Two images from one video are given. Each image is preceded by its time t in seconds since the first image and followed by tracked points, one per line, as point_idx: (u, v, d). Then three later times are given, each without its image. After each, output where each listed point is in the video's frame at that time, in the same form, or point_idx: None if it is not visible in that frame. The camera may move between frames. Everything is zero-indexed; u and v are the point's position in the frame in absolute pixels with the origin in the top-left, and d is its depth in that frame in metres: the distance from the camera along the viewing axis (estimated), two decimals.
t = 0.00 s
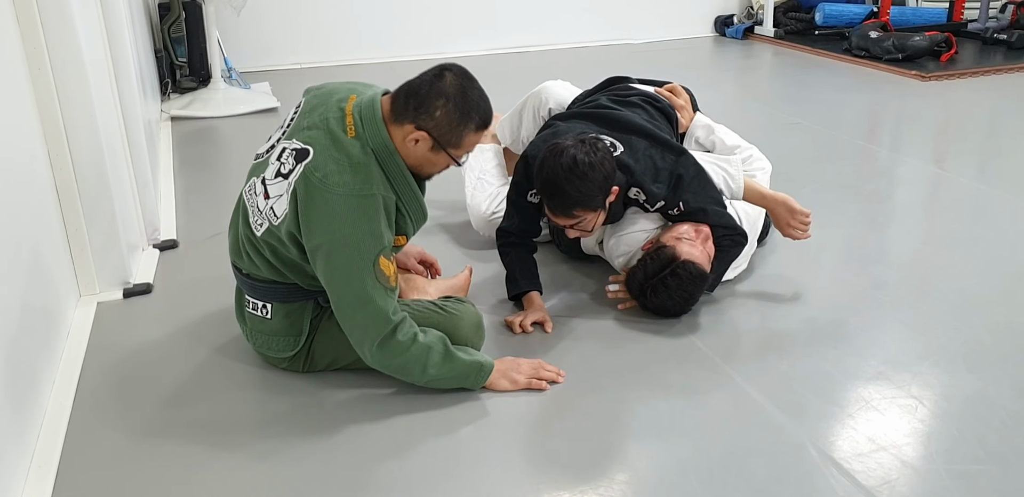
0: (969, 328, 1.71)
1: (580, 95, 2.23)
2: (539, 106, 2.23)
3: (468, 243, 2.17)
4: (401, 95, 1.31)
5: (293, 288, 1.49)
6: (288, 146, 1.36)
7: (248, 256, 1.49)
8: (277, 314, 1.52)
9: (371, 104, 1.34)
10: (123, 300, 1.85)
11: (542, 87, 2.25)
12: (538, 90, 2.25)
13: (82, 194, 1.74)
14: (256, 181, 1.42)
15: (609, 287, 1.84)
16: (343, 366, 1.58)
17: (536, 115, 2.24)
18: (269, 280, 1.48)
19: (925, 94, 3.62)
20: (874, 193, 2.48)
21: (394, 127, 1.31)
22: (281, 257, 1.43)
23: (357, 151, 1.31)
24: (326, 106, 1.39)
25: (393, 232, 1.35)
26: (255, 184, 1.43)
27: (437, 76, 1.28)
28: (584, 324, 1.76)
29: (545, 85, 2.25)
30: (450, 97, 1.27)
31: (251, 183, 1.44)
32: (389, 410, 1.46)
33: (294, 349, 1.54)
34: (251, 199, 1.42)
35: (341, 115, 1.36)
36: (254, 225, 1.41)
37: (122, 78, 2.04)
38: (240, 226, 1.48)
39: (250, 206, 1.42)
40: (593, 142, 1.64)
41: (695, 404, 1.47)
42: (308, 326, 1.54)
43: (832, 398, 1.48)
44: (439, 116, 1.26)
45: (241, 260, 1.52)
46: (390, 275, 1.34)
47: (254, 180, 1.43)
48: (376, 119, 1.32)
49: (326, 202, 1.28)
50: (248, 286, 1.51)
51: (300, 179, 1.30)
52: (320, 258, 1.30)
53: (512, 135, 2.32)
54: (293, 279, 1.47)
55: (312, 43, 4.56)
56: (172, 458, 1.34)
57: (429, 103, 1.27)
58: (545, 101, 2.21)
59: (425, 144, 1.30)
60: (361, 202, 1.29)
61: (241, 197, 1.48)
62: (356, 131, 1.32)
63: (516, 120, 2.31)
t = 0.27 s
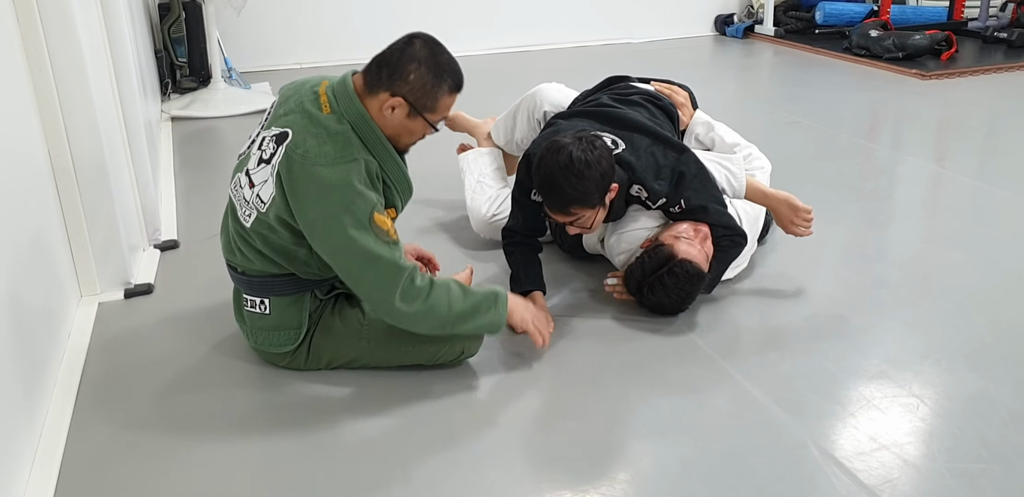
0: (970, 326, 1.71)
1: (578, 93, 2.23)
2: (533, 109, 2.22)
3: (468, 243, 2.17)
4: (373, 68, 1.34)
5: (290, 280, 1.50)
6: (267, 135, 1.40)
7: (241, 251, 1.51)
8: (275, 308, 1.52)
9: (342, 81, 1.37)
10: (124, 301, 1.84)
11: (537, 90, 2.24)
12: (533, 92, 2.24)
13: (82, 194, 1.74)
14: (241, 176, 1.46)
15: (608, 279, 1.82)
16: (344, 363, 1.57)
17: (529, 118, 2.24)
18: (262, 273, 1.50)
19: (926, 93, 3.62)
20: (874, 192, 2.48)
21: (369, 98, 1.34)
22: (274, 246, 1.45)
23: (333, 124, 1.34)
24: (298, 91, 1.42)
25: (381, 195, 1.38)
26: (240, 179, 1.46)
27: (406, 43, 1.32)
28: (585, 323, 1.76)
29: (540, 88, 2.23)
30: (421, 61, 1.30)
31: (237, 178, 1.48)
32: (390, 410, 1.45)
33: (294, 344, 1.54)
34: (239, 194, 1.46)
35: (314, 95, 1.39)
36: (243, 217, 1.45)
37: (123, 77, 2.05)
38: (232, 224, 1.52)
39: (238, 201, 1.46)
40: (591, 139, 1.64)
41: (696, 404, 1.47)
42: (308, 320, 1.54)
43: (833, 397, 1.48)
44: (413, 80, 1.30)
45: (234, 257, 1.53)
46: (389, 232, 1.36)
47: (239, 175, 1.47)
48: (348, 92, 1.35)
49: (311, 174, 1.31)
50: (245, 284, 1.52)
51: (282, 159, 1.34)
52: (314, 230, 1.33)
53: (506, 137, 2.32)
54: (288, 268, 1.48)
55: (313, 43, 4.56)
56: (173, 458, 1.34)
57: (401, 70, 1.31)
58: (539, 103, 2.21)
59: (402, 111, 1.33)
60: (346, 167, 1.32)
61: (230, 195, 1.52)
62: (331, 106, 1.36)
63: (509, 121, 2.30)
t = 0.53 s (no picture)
0: (972, 326, 1.71)
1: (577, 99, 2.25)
2: (540, 92, 2.31)
3: (470, 243, 2.17)
4: (357, 49, 1.45)
5: (292, 275, 1.51)
6: (261, 132, 1.46)
7: (242, 252, 1.51)
8: (280, 306, 1.53)
9: (325, 68, 1.46)
10: (127, 302, 1.84)
11: (547, 76, 2.33)
12: (543, 78, 2.33)
13: (84, 194, 1.75)
14: (235, 178, 1.49)
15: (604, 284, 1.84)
16: (349, 363, 1.57)
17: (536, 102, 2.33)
18: (264, 272, 1.51)
19: (927, 92, 3.61)
20: (876, 191, 2.48)
21: (359, 79, 1.44)
22: (281, 241, 1.47)
23: (332, 110, 1.43)
24: (282, 88, 1.49)
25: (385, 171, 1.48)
26: (235, 180, 1.49)
27: (387, 22, 1.44)
28: (587, 323, 1.76)
29: (548, 74, 2.32)
30: (405, 35, 1.42)
31: (232, 180, 1.50)
32: (392, 410, 1.45)
33: (300, 340, 1.54)
34: (236, 194, 1.49)
35: (301, 87, 1.47)
36: (245, 217, 1.47)
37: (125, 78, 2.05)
38: (230, 227, 1.53)
39: (236, 201, 1.49)
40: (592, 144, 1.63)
41: (698, 404, 1.47)
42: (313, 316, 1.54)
43: (836, 397, 1.48)
44: (400, 54, 1.42)
45: (234, 259, 1.54)
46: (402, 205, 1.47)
47: (234, 177, 1.50)
48: (337, 78, 1.44)
49: (326, 157, 1.39)
50: (247, 285, 1.53)
51: (290, 149, 1.40)
52: (337, 211, 1.40)
53: (522, 120, 2.42)
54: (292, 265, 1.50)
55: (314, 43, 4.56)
56: (176, 458, 1.34)
57: (388, 45, 1.42)
58: (545, 88, 2.30)
59: (392, 86, 1.44)
60: (355, 146, 1.41)
61: (224, 199, 1.54)
62: (323, 94, 1.44)
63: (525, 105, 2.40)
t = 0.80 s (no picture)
0: (975, 326, 1.71)
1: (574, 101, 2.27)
2: (546, 80, 2.38)
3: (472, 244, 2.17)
4: (354, 43, 1.49)
5: (296, 270, 1.51)
6: (263, 128, 1.46)
7: (244, 249, 1.52)
8: (285, 301, 1.53)
9: (322, 64, 1.49)
10: (129, 302, 1.84)
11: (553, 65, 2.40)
12: (550, 66, 2.39)
13: (86, 195, 1.75)
14: (237, 175, 1.50)
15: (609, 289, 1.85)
16: (352, 361, 1.57)
17: (543, 89, 2.39)
18: (268, 267, 1.51)
19: (929, 92, 3.61)
20: (878, 191, 2.48)
21: (357, 72, 1.48)
22: (288, 235, 1.48)
23: (335, 102, 1.45)
24: (279, 85, 1.50)
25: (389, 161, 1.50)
26: (237, 177, 1.50)
27: (383, 16, 1.49)
28: (589, 324, 1.76)
29: (556, 62, 2.37)
30: (401, 27, 1.48)
31: (233, 177, 1.51)
32: (395, 410, 1.45)
33: (306, 335, 1.54)
34: (239, 191, 1.49)
35: (299, 83, 1.49)
36: (250, 212, 1.48)
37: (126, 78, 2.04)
38: (232, 224, 1.53)
39: (239, 198, 1.49)
40: (576, 162, 1.63)
41: (701, 404, 1.46)
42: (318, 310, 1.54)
43: (838, 397, 1.48)
44: (398, 45, 1.46)
45: (236, 257, 1.54)
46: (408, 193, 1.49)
47: (235, 174, 1.50)
48: (337, 72, 1.47)
49: (335, 146, 1.41)
50: (250, 281, 1.52)
51: (297, 141, 1.41)
52: (348, 197, 1.41)
53: (526, 107, 2.48)
54: (297, 258, 1.50)
55: (315, 44, 4.56)
56: (179, 459, 1.34)
57: (385, 37, 1.47)
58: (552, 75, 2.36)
59: (390, 78, 1.48)
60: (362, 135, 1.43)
61: (226, 197, 1.54)
62: (323, 88, 1.46)
63: (529, 93, 2.46)
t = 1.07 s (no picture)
0: (976, 324, 1.71)
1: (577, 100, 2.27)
2: (547, 79, 2.39)
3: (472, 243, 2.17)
4: (348, 39, 1.50)
5: (300, 269, 1.52)
6: (263, 128, 1.47)
7: (248, 248, 1.52)
8: (288, 301, 1.53)
9: (317, 62, 1.50)
10: (130, 303, 1.84)
11: (553, 64, 2.41)
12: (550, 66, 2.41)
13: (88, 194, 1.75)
14: (238, 175, 1.50)
15: (613, 291, 1.84)
16: (355, 361, 1.58)
17: (543, 88, 2.41)
18: (273, 266, 1.52)
19: (929, 90, 3.61)
20: (878, 189, 2.48)
21: (353, 66, 1.49)
22: (292, 233, 1.49)
23: (334, 98, 1.45)
24: (275, 85, 1.50)
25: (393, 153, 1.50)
26: (238, 177, 1.50)
27: (377, 11, 1.50)
28: (590, 323, 1.76)
29: (555, 62, 2.39)
30: (395, 22, 1.49)
31: (234, 178, 1.51)
32: (397, 409, 1.46)
33: (310, 334, 1.54)
34: (241, 191, 1.49)
35: (296, 81, 1.49)
36: (254, 211, 1.48)
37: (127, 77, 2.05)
38: (235, 225, 1.54)
39: (241, 198, 1.49)
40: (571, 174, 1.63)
41: (703, 403, 1.47)
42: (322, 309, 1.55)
43: (840, 396, 1.48)
44: (392, 38, 1.48)
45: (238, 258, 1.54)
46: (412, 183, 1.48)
47: (236, 174, 1.51)
48: (335, 69, 1.48)
49: (337, 141, 1.41)
50: (253, 281, 1.53)
51: (299, 139, 1.42)
52: (353, 191, 1.42)
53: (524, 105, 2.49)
54: (301, 257, 1.51)
55: (314, 44, 4.56)
56: (180, 458, 1.34)
57: (380, 31, 1.48)
58: (553, 75, 2.38)
59: (386, 71, 1.49)
60: (363, 130, 1.44)
61: (227, 197, 1.54)
62: (321, 85, 1.47)
63: (528, 90, 2.47)
